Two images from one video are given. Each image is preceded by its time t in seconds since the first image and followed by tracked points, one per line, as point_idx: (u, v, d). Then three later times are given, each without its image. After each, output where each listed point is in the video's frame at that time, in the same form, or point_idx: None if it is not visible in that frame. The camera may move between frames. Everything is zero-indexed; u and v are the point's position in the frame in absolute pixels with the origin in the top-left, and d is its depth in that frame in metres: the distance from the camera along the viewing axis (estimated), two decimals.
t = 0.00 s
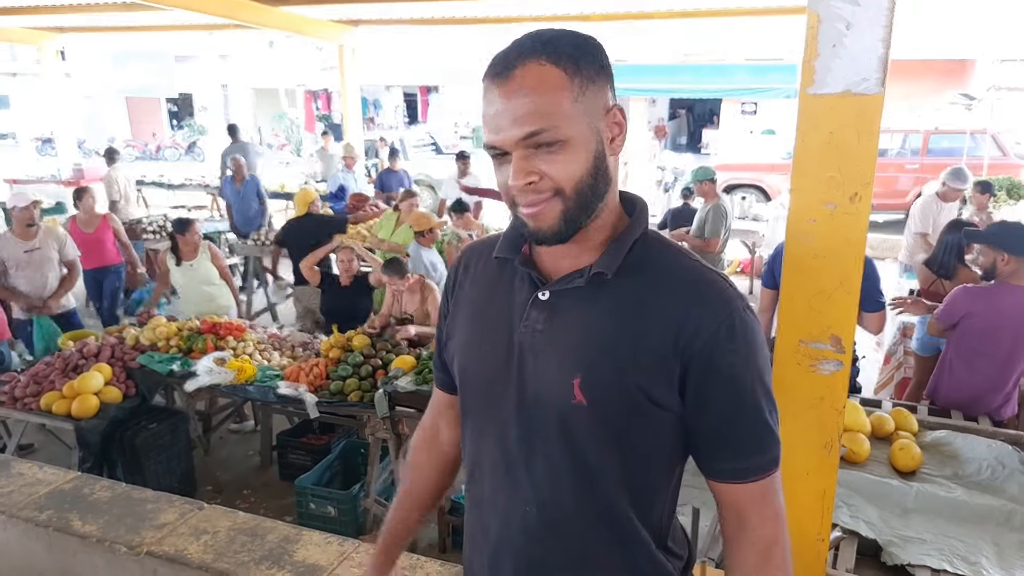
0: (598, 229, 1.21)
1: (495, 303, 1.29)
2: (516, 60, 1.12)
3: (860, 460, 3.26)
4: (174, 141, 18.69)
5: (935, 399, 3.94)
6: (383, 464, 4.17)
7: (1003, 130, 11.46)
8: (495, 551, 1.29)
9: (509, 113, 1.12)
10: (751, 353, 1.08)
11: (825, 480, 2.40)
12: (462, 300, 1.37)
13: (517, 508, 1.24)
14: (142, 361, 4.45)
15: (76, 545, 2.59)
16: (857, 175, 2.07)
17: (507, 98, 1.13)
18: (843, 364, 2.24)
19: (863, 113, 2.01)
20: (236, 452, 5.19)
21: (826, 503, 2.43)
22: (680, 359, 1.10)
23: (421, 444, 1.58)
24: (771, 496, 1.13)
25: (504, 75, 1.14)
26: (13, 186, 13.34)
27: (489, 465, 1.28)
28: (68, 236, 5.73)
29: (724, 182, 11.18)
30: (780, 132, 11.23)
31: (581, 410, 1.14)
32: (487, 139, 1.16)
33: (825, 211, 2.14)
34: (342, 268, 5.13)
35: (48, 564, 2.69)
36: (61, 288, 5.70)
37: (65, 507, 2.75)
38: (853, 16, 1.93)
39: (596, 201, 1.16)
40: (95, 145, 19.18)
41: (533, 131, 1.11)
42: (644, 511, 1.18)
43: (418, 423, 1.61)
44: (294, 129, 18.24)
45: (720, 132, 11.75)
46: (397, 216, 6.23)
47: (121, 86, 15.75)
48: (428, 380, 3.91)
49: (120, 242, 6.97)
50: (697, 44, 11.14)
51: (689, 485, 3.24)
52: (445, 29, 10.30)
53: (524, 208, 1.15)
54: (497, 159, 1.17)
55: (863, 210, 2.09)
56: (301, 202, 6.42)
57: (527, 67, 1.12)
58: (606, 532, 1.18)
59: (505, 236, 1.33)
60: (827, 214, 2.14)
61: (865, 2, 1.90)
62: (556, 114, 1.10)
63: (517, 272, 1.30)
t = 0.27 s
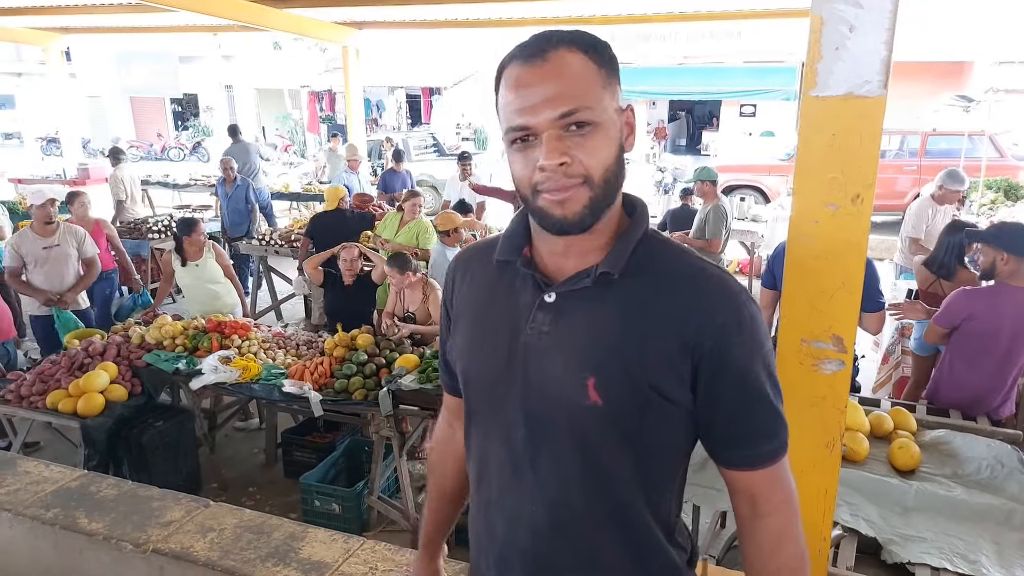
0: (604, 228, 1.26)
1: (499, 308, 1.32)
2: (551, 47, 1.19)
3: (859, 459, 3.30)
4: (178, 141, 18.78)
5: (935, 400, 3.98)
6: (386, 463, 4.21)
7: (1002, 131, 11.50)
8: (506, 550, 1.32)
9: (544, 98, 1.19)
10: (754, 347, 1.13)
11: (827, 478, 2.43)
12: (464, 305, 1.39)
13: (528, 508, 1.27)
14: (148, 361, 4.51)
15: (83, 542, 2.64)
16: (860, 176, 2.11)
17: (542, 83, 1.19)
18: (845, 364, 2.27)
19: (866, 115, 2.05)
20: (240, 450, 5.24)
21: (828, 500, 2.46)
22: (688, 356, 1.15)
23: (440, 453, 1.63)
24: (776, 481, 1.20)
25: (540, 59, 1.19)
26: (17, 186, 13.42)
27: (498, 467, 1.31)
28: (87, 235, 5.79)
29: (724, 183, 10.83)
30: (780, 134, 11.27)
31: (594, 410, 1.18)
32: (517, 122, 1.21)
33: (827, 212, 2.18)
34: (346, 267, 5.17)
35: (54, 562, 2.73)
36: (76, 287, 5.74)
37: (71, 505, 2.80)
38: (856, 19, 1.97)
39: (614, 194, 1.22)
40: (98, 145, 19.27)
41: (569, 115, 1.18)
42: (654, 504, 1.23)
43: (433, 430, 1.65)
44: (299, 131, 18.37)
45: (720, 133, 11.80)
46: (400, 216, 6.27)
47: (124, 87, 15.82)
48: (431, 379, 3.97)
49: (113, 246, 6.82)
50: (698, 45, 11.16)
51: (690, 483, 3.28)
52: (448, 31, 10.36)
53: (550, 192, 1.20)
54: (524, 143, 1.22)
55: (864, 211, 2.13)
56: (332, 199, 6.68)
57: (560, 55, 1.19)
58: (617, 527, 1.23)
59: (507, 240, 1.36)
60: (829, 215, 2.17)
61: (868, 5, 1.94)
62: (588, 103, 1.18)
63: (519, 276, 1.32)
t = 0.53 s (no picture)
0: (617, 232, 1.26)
1: (512, 314, 1.29)
2: (585, 40, 1.19)
3: (862, 459, 3.29)
4: (178, 141, 18.78)
5: (938, 400, 3.96)
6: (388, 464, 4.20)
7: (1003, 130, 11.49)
8: (525, 560, 1.30)
9: (577, 88, 1.18)
10: (770, 346, 1.15)
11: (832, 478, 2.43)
12: (472, 312, 1.36)
13: (548, 517, 1.25)
14: (149, 362, 4.50)
15: (85, 545, 2.63)
16: (865, 177, 2.10)
17: (575, 75, 1.19)
18: (850, 365, 2.24)
19: (872, 116, 2.04)
20: (242, 452, 5.23)
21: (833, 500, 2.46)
22: (709, 357, 1.16)
23: (423, 465, 1.57)
24: (792, 480, 1.20)
25: (574, 51, 1.19)
26: (17, 187, 13.43)
27: (515, 475, 1.29)
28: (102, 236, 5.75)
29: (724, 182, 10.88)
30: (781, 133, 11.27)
31: (619, 413, 1.17)
32: (546, 109, 1.20)
33: (832, 214, 2.17)
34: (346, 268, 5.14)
35: (56, 564, 2.73)
36: (90, 287, 5.67)
37: (73, 508, 2.79)
38: (861, 20, 1.96)
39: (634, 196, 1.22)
40: (98, 145, 19.26)
41: (601, 107, 1.18)
42: (674, 506, 1.23)
43: (418, 442, 1.60)
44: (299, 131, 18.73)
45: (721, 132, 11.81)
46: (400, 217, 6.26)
47: (124, 87, 15.82)
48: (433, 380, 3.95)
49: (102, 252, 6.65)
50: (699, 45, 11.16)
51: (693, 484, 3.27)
52: (448, 31, 10.35)
53: (577, 182, 1.19)
54: (551, 132, 1.21)
55: (869, 212, 2.12)
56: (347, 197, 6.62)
57: (593, 49, 1.19)
58: (639, 532, 1.22)
59: (516, 246, 1.34)
60: (834, 216, 2.17)
61: (874, 6, 1.93)
62: (620, 98, 1.19)
63: (531, 281, 1.30)
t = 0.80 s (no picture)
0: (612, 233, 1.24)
1: (507, 309, 1.25)
2: (587, 48, 1.14)
3: (837, 451, 3.31)
4: (143, 141, 18.36)
5: (910, 392, 4.01)
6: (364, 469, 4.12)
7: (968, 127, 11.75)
8: (517, 565, 1.24)
9: (580, 99, 1.14)
10: (767, 339, 1.14)
11: (812, 473, 2.40)
12: (462, 309, 1.30)
13: (543, 517, 1.20)
14: (115, 369, 4.36)
15: (51, 560, 2.52)
16: (840, 175, 2.10)
17: (578, 85, 1.14)
18: (828, 359, 2.24)
19: (847, 114, 2.03)
20: (213, 459, 5.10)
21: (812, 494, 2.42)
22: (708, 351, 1.14)
23: (393, 475, 1.47)
24: (784, 476, 1.18)
25: (576, 61, 1.14)
26: None
27: (507, 476, 1.24)
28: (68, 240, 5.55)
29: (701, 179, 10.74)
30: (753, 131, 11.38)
31: (619, 408, 1.14)
32: (550, 122, 1.15)
33: (809, 210, 2.16)
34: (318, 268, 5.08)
35: None
36: (54, 293, 5.44)
37: (37, 522, 2.68)
38: (836, 19, 1.94)
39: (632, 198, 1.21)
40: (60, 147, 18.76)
41: (604, 120, 1.15)
42: (668, 505, 1.19)
43: (389, 452, 1.49)
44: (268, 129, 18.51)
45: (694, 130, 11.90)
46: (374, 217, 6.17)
47: (86, 87, 15.40)
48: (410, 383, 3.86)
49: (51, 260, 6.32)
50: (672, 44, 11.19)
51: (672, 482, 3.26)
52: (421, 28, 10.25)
53: (581, 196, 1.16)
54: (554, 143, 1.17)
55: (846, 209, 2.12)
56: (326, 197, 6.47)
57: (595, 56, 1.14)
58: (636, 531, 1.18)
59: (509, 243, 1.30)
60: (811, 213, 2.16)
61: (848, 5, 1.91)
62: (623, 108, 1.16)
63: (526, 278, 1.26)
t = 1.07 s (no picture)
0: (594, 231, 1.24)
1: (491, 309, 1.24)
2: (559, 38, 1.16)
3: (816, 447, 3.36)
4: (116, 142, 18.05)
5: (887, 387, 4.07)
6: (346, 471, 4.09)
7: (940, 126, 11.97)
8: (501, 566, 1.24)
9: (553, 85, 1.15)
10: (749, 342, 1.15)
11: (791, 468, 2.41)
12: (447, 309, 1.30)
13: (527, 517, 1.20)
14: (89, 374, 4.28)
15: (25, 568, 2.47)
16: (816, 173, 2.12)
17: (551, 73, 1.15)
18: (805, 355, 2.26)
19: (822, 112, 2.06)
20: (191, 464, 5.02)
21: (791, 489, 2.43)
22: (690, 354, 1.14)
23: (385, 473, 1.48)
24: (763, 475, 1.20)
25: (549, 49, 1.15)
26: None
27: (491, 475, 1.24)
28: (37, 242, 5.42)
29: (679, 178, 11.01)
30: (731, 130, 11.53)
31: (603, 409, 1.14)
32: (521, 108, 1.16)
33: (785, 208, 2.18)
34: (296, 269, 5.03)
35: None
36: (24, 297, 5.30)
37: (11, 529, 2.62)
38: (810, 18, 1.96)
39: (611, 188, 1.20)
40: (29, 148, 18.40)
41: (576, 105, 1.15)
42: (650, 505, 1.20)
43: (380, 451, 1.51)
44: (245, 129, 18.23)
45: (673, 130, 12.03)
46: (353, 218, 6.13)
47: (56, 88, 15.12)
48: (391, 383, 3.82)
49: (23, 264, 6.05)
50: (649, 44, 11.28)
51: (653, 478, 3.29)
52: (399, 28, 10.20)
53: (556, 182, 1.16)
54: (528, 131, 1.17)
55: (822, 206, 2.14)
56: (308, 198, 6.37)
57: (567, 46, 1.16)
58: (618, 530, 1.19)
59: (494, 241, 1.30)
60: (787, 211, 2.18)
61: (822, 5, 1.93)
62: (596, 95, 1.16)
63: (511, 276, 1.26)
